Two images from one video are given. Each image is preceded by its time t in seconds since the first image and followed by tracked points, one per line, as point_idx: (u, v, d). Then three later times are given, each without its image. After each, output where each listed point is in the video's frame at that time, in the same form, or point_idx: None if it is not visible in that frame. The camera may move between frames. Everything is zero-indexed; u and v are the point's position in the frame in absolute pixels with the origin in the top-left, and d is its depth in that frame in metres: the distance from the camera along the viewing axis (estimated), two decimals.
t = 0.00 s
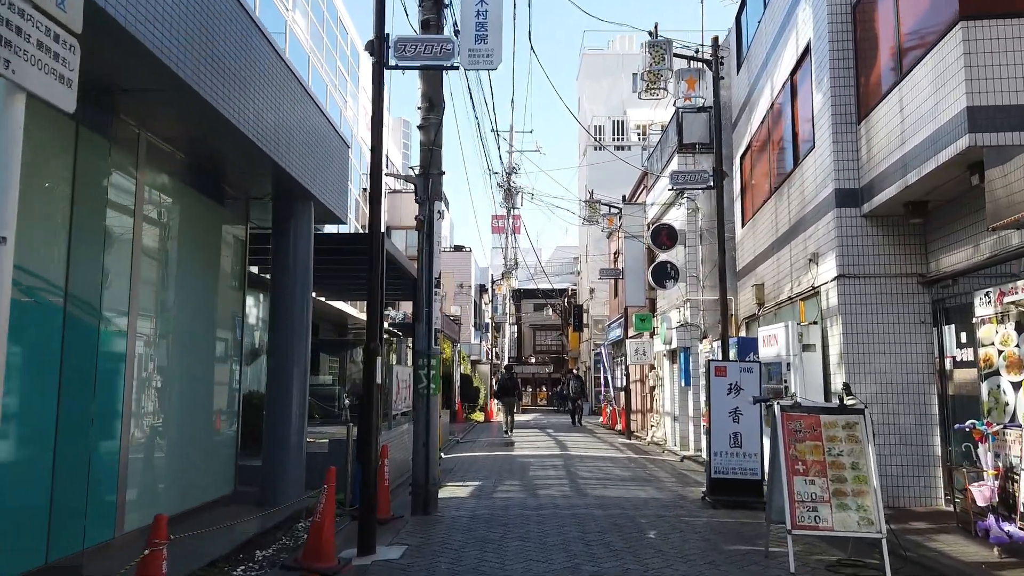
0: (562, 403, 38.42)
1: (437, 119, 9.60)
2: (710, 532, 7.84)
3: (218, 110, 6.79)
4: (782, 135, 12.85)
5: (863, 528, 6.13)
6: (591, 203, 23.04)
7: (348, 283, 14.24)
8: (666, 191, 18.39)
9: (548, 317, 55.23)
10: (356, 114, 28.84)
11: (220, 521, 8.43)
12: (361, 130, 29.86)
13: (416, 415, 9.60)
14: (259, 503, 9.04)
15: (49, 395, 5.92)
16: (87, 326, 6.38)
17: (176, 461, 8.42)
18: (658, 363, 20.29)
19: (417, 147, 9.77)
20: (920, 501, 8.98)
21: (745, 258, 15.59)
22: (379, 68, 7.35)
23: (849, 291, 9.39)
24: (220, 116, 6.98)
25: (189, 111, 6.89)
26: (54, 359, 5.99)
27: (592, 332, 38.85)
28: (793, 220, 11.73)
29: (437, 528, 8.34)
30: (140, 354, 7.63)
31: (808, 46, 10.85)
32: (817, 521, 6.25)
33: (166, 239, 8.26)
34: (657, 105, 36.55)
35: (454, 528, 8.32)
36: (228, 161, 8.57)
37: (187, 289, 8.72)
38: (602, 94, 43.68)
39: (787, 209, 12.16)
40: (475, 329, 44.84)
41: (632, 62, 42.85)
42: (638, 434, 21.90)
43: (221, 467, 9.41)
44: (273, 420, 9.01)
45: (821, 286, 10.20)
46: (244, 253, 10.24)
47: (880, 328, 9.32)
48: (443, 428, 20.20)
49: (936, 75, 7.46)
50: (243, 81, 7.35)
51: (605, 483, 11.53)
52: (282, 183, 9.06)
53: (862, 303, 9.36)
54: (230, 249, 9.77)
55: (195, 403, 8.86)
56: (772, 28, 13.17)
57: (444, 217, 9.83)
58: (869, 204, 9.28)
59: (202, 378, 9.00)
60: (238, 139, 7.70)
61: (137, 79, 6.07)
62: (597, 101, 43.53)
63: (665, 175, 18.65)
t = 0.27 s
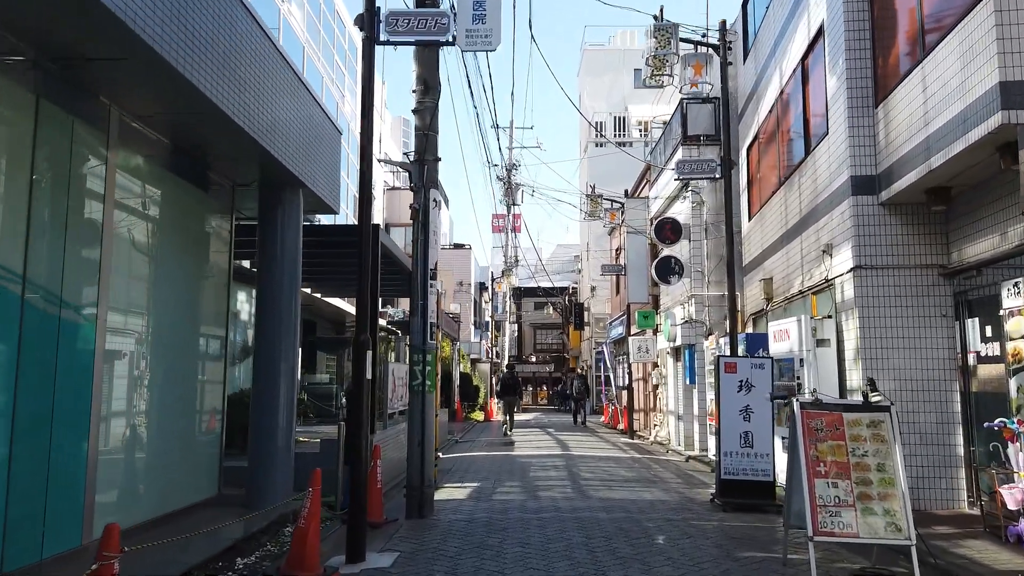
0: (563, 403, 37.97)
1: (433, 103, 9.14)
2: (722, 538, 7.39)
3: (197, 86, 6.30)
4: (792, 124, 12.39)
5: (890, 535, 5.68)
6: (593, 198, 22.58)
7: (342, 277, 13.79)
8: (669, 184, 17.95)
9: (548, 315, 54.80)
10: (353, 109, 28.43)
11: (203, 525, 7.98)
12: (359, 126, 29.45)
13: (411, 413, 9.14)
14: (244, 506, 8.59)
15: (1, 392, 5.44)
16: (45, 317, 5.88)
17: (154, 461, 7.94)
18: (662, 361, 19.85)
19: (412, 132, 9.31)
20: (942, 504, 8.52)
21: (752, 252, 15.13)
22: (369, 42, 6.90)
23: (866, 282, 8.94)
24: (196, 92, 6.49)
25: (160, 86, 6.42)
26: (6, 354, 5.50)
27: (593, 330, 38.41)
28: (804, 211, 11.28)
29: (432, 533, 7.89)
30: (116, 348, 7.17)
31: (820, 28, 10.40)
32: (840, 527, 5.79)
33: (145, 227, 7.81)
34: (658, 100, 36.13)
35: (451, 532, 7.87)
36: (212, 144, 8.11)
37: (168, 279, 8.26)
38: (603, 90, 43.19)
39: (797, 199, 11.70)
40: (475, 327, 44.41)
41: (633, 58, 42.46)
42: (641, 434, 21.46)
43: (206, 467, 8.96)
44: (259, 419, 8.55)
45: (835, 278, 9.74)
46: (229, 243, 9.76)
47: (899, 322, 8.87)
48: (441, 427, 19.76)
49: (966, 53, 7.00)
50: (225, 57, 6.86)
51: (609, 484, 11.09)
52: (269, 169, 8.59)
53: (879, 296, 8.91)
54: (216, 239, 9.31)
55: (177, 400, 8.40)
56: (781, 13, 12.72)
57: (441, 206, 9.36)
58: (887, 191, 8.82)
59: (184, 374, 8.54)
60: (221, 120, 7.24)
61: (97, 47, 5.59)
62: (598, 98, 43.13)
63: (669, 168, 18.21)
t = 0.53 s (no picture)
0: (564, 404, 37.52)
1: (427, 92, 8.70)
2: (735, 553, 6.95)
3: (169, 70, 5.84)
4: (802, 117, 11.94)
5: (921, 555, 5.24)
6: (594, 196, 22.14)
7: (337, 276, 13.34)
8: (674, 181, 17.51)
9: (550, 315, 54.40)
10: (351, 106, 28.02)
11: (185, 539, 7.54)
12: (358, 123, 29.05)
13: (405, 420, 8.67)
14: (229, 518, 8.14)
15: None
16: None
17: (132, 472, 7.47)
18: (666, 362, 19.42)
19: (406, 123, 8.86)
20: (966, 515, 8.06)
21: (759, 251, 14.68)
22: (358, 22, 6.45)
23: (884, 280, 8.49)
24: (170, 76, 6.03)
25: (130, 68, 5.97)
26: None
27: (594, 330, 38.01)
28: (817, 207, 10.83)
29: (426, 547, 7.44)
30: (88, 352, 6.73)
31: (833, 16, 9.96)
32: (868, 546, 5.35)
33: (121, 222, 7.35)
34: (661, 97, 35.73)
35: (446, 547, 7.43)
36: (193, 134, 7.67)
37: (149, 279, 7.82)
38: (604, 88, 42.72)
39: (809, 195, 11.25)
40: (475, 328, 44.00)
41: (635, 56, 42.12)
42: (644, 437, 21.04)
43: (190, 476, 8.52)
44: (244, 426, 8.11)
45: (850, 277, 9.29)
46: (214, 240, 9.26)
47: (919, 322, 8.42)
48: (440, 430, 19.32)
49: (998, 33, 6.56)
50: (202, 39, 6.41)
51: (613, 492, 10.66)
52: (254, 161, 8.15)
53: (898, 294, 8.47)
54: (200, 236, 8.86)
55: (159, 406, 7.95)
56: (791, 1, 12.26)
57: (436, 200, 8.88)
58: (907, 183, 8.37)
59: (167, 378, 8.09)
60: (199, 106, 6.77)
61: (51, 22, 5.11)
62: (599, 96, 42.75)
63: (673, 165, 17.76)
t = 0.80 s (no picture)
0: (565, 403, 37.09)
1: (425, 70, 8.26)
2: (753, 556, 6.51)
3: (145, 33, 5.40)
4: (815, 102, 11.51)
5: (961, 559, 4.82)
6: (597, 189, 21.69)
7: (332, 267, 12.90)
8: (680, 172, 17.08)
9: (551, 314, 53.97)
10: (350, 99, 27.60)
11: (167, 540, 7.10)
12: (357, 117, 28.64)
13: (401, 417, 8.20)
14: (214, 518, 7.71)
15: None
16: None
17: (112, 469, 7.03)
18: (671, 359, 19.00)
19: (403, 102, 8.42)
20: (995, 515, 7.62)
21: (769, 243, 14.24)
22: None
23: (907, 267, 8.05)
24: (146, 43, 5.62)
25: (103, 34, 5.56)
26: None
27: (596, 328, 37.58)
28: (832, 194, 10.40)
29: (423, 550, 7.00)
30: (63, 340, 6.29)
31: None
32: (903, 549, 4.95)
33: (99, 203, 6.92)
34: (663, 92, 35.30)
35: (444, 549, 6.98)
36: (177, 111, 7.26)
37: (131, 264, 7.39)
38: (606, 84, 42.28)
39: (823, 182, 10.83)
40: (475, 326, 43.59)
41: (637, 51, 41.72)
42: (648, 435, 20.62)
43: (174, 474, 8.08)
44: (231, 421, 7.67)
45: (869, 265, 8.86)
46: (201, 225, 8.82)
47: (944, 311, 7.98)
48: (439, 428, 18.89)
49: None
50: (182, 4, 5.98)
51: (619, 491, 10.23)
52: (241, 140, 7.71)
53: (922, 281, 8.03)
54: (185, 221, 8.42)
55: (142, 399, 7.52)
56: None
57: (434, 183, 8.44)
58: (931, 164, 7.94)
59: (150, 370, 7.66)
60: (180, 77, 6.33)
61: None
62: (601, 92, 42.34)
63: (679, 156, 17.34)
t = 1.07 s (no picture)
0: (567, 404, 36.63)
1: (419, 57, 7.80)
2: None
3: (113, 10, 4.95)
4: (826, 96, 11.06)
5: None
6: (600, 187, 21.22)
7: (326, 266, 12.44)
8: (686, 169, 16.62)
9: (552, 314, 53.50)
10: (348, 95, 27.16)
11: (142, 558, 6.64)
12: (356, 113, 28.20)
13: (394, 424, 7.73)
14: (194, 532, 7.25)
15: None
16: None
17: (84, 481, 6.57)
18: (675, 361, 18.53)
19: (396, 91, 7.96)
20: None
21: (778, 243, 13.83)
22: None
23: (932, 266, 7.59)
24: (114, 24, 5.15)
25: (79, 20, 5.21)
26: None
27: (597, 329, 37.11)
28: (847, 190, 9.93)
29: (416, 568, 6.54)
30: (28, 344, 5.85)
31: None
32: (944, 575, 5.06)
33: (70, 197, 6.47)
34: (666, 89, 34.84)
35: (438, 567, 6.52)
36: (156, 100, 6.79)
37: (106, 264, 6.93)
38: (608, 82, 41.79)
39: (837, 177, 10.36)
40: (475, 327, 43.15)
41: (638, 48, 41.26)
42: (652, 439, 20.14)
43: (151, 486, 7.61)
44: (212, 430, 7.21)
45: (889, 265, 8.39)
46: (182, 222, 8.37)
47: (971, 313, 7.52)
48: (438, 432, 18.44)
49: None
50: None
51: (624, 501, 9.76)
52: (224, 130, 7.24)
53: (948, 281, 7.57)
54: (164, 217, 7.95)
55: (117, 406, 7.05)
56: None
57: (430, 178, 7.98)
58: (958, 158, 7.48)
59: (126, 376, 7.20)
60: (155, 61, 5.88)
61: None
62: (602, 90, 41.89)
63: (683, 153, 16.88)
